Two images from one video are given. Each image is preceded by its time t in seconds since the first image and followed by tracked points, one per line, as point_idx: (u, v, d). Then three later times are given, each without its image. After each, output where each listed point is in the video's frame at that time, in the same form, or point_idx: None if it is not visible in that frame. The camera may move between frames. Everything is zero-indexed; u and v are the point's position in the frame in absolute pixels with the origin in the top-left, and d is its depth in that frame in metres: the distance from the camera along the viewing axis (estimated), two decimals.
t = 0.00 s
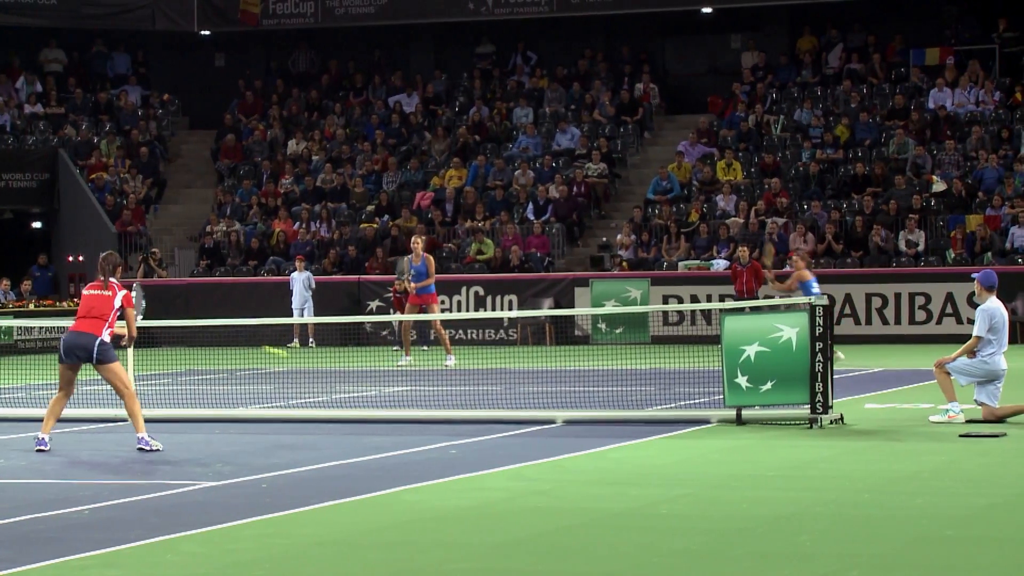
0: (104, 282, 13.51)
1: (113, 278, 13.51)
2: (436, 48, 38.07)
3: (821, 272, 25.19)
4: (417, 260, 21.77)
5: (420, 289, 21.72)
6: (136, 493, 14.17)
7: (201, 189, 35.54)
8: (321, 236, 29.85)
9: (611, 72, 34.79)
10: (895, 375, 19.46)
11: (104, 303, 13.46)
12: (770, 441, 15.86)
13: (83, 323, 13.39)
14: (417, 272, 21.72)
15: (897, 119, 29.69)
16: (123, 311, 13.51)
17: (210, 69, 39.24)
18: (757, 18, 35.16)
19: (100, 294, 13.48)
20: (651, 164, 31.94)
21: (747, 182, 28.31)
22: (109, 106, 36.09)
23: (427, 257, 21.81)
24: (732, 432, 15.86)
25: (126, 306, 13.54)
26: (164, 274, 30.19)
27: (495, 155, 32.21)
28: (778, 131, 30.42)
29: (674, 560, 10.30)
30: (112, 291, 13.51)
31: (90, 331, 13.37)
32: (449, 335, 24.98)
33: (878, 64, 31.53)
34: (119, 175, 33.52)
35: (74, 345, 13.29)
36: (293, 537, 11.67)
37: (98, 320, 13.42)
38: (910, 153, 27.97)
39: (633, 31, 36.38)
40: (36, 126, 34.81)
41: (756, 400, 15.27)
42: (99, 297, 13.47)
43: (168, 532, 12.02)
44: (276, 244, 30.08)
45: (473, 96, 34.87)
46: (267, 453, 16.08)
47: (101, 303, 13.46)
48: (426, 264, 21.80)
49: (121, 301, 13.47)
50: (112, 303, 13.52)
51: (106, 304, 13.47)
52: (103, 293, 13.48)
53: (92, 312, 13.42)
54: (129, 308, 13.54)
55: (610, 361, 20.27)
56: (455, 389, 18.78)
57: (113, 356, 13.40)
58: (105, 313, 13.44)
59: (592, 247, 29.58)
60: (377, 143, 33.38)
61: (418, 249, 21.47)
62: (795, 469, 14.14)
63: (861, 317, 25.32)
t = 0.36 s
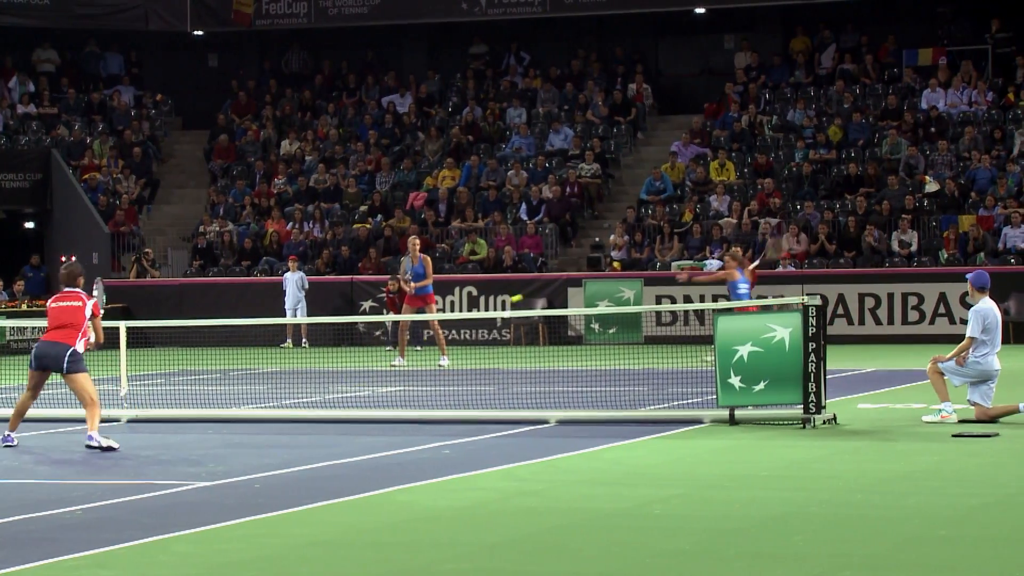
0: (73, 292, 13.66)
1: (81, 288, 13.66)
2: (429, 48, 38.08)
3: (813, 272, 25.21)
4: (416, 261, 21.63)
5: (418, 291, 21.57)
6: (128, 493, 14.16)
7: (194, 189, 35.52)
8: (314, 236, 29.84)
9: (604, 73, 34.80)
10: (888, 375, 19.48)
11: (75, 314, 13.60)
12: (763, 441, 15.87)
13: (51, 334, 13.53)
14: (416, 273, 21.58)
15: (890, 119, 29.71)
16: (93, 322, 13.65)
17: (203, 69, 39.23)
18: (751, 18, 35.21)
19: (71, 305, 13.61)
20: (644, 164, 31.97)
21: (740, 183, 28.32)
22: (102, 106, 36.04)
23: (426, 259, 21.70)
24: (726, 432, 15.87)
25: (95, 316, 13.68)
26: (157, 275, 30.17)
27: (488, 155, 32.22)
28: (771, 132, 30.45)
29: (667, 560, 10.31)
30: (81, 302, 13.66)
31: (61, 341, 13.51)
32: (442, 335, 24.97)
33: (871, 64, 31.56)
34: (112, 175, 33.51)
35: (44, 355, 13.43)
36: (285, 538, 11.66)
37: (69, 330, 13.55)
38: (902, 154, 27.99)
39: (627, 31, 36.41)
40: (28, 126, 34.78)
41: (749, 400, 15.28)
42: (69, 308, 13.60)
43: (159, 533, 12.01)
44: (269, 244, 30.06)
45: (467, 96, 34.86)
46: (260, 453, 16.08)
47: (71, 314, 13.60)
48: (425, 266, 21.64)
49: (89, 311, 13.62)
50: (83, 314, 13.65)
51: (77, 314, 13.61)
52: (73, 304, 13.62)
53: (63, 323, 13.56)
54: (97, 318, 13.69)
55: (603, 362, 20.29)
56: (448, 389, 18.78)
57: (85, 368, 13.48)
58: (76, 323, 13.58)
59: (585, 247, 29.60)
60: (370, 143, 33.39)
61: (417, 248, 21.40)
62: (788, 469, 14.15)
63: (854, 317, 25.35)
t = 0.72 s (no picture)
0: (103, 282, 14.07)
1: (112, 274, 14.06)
2: (441, 48, 38.12)
3: (827, 273, 25.19)
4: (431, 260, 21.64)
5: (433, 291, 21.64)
6: (144, 493, 14.19)
7: (208, 190, 35.55)
8: (327, 236, 29.86)
9: (617, 73, 34.78)
10: (902, 375, 19.48)
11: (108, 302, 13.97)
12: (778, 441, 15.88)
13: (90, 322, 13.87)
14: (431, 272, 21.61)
15: (903, 119, 29.66)
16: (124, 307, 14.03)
17: (217, 70, 39.27)
18: (764, 19, 35.19)
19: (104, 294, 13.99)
20: (657, 164, 31.98)
21: (753, 184, 28.29)
22: (116, 106, 36.05)
23: (442, 259, 21.69)
24: (740, 432, 15.88)
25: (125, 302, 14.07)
26: (171, 275, 30.20)
27: (501, 155, 32.22)
28: (784, 133, 30.43)
29: (681, 560, 10.32)
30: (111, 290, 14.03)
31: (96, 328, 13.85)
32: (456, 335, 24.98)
33: (884, 65, 31.51)
34: (126, 176, 33.56)
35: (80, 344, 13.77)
36: (301, 538, 11.68)
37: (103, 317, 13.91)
38: (916, 154, 27.93)
39: (640, 32, 36.40)
40: (42, 126, 34.83)
41: (764, 400, 15.28)
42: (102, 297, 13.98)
43: (176, 533, 12.02)
44: (282, 244, 30.06)
45: (480, 97, 34.85)
46: (274, 452, 16.10)
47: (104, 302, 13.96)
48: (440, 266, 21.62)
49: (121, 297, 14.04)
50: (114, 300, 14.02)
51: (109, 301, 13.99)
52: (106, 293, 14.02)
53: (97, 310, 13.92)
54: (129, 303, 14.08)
55: (617, 362, 20.30)
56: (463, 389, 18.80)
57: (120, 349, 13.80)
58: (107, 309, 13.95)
59: (598, 247, 29.60)
60: (383, 143, 33.41)
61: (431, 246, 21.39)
62: (802, 469, 14.15)
63: (868, 317, 25.35)
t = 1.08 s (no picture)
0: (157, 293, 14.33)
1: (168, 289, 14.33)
2: (490, 48, 38.18)
3: (878, 272, 25.06)
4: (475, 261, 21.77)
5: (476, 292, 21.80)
6: (193, 492, 14.25)
7: (258, 190, 35.69)
8: (377, 236, 29.95)
9: (666, 72, 34.69)
10: (953, 375, 19.35)
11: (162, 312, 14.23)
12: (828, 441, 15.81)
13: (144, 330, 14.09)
14: (475, 272, 21.73)
15: (955, 118, 29.44)
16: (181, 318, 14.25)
17: (266, 70, 39.44)
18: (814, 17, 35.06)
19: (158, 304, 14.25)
20: (706, 164, 31.92)
21: (804, 183, 28.16)
22: (167, 107, 36.22)
23: (486, 259, 21.79)
24: (791, 432, 15.81)
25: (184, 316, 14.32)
26: (221, 274, 30.35)
27: (550, 155, 32.20)
28: (835, 132, 30.31)
29: (730, 560, 10.30)
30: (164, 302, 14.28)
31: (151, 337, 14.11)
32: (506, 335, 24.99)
33: (936, 63, 31.28)
34: (177, 176, 33.75)
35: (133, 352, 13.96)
36: (349, 537, 11.70)
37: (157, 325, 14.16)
38: (968, 153, 27.72)
39: (689, 31, 36.31)
40: (95, 126, 35.05)
41: (814, 401, 15.21)
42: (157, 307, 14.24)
43: (225, 532, 12.05)
44: (332, 244, 30.11)
45: (529, 96, 34.84)
46: (323, 452, 16.15)
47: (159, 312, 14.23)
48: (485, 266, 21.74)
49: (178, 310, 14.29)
50: (170, 312, 14.26)
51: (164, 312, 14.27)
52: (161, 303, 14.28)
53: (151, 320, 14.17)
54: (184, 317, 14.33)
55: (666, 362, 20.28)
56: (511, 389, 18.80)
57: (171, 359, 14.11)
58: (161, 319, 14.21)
59: (648, 247, 29.57)
60: (432, 143, 33.48)
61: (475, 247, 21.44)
62: (853, 469, 14.08)
63: (919, 317, 25.25)
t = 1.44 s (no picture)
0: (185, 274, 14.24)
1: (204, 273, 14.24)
2: (531, 48, 38.19)
3: (920, 272, 24.94)
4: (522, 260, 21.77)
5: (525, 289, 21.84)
6: (233, 491, 14.28)
7: (298, 190, 35.77)
8: (417, 236, 30.01)
9: (706, 71, 34.62)
10: (995, 376, 19.25)
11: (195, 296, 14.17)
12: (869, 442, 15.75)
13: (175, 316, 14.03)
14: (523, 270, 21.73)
15: (999, 117, 29.27)
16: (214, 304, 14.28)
17: (307, 70, 39.51)
18: (856, 17, 34.96)
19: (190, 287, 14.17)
20: (747, 164, 31.87)
21: (845, 182, 28.09)
22: (208, 107, 36.31)
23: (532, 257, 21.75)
24: (833, 432, 15.75)
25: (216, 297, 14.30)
26: (262, 274, 30.46)
27: (590, 155, 32.18)
28: (876, 131, 30.21)
29: (772, 561, 10.27)
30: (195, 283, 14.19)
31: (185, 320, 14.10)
32: (547, 334, 24.98)
33: (979, 62, 31.10)
34: (218, 176, 33.88)
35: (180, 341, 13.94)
36: (390, 537, 11.70)
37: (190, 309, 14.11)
38: (1013, 152, 27.55)
39: (729, 30, 36.23)
40: (136, 127, 35.23)
41: (855, 401, 15.16)
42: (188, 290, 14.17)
43: (266, 531, 12.06)
44: (372, 244, 30.15)
45: (568, 96, 34.81)
46: (363, 451, 16.17)
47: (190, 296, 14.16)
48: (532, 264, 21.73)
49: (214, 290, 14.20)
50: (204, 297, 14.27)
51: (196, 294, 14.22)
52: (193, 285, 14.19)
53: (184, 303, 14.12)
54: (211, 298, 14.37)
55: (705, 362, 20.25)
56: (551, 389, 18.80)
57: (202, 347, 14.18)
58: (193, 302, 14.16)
59: (688, 247, 29.55)
60: (472, 143, 33.52)
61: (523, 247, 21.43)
62: (896, 469, 14.01)
63: (961, 317, 25.13)
